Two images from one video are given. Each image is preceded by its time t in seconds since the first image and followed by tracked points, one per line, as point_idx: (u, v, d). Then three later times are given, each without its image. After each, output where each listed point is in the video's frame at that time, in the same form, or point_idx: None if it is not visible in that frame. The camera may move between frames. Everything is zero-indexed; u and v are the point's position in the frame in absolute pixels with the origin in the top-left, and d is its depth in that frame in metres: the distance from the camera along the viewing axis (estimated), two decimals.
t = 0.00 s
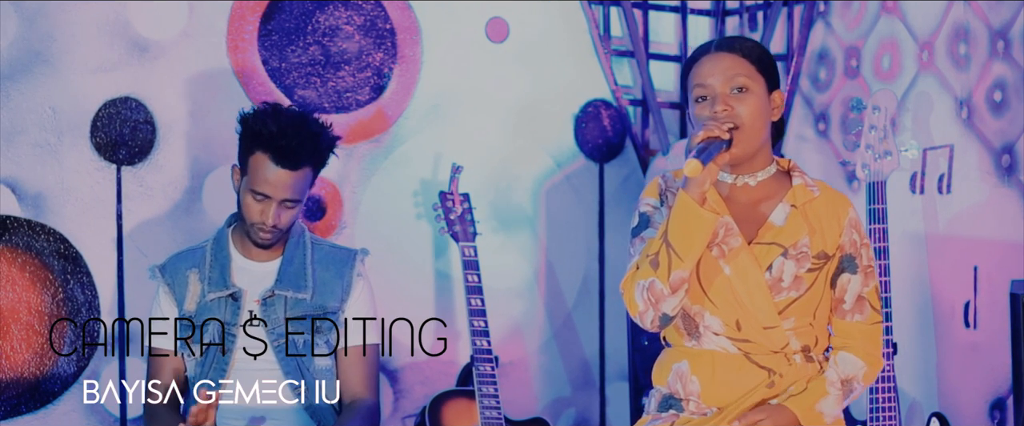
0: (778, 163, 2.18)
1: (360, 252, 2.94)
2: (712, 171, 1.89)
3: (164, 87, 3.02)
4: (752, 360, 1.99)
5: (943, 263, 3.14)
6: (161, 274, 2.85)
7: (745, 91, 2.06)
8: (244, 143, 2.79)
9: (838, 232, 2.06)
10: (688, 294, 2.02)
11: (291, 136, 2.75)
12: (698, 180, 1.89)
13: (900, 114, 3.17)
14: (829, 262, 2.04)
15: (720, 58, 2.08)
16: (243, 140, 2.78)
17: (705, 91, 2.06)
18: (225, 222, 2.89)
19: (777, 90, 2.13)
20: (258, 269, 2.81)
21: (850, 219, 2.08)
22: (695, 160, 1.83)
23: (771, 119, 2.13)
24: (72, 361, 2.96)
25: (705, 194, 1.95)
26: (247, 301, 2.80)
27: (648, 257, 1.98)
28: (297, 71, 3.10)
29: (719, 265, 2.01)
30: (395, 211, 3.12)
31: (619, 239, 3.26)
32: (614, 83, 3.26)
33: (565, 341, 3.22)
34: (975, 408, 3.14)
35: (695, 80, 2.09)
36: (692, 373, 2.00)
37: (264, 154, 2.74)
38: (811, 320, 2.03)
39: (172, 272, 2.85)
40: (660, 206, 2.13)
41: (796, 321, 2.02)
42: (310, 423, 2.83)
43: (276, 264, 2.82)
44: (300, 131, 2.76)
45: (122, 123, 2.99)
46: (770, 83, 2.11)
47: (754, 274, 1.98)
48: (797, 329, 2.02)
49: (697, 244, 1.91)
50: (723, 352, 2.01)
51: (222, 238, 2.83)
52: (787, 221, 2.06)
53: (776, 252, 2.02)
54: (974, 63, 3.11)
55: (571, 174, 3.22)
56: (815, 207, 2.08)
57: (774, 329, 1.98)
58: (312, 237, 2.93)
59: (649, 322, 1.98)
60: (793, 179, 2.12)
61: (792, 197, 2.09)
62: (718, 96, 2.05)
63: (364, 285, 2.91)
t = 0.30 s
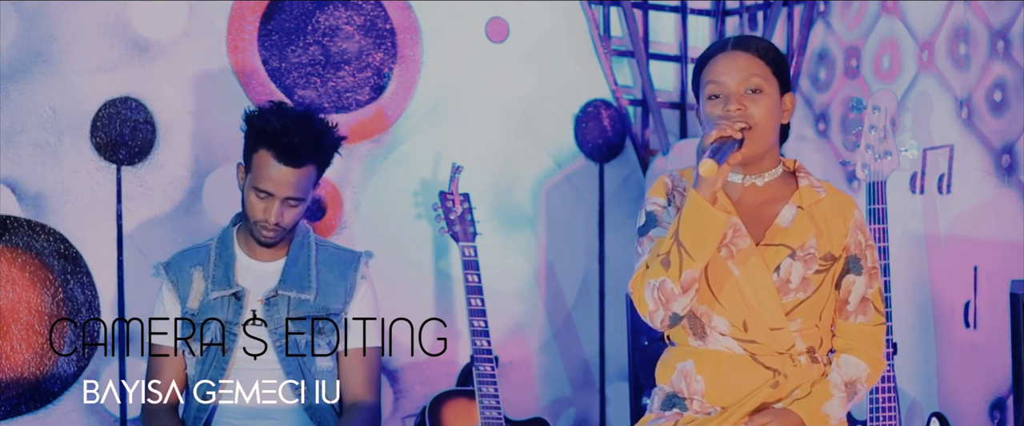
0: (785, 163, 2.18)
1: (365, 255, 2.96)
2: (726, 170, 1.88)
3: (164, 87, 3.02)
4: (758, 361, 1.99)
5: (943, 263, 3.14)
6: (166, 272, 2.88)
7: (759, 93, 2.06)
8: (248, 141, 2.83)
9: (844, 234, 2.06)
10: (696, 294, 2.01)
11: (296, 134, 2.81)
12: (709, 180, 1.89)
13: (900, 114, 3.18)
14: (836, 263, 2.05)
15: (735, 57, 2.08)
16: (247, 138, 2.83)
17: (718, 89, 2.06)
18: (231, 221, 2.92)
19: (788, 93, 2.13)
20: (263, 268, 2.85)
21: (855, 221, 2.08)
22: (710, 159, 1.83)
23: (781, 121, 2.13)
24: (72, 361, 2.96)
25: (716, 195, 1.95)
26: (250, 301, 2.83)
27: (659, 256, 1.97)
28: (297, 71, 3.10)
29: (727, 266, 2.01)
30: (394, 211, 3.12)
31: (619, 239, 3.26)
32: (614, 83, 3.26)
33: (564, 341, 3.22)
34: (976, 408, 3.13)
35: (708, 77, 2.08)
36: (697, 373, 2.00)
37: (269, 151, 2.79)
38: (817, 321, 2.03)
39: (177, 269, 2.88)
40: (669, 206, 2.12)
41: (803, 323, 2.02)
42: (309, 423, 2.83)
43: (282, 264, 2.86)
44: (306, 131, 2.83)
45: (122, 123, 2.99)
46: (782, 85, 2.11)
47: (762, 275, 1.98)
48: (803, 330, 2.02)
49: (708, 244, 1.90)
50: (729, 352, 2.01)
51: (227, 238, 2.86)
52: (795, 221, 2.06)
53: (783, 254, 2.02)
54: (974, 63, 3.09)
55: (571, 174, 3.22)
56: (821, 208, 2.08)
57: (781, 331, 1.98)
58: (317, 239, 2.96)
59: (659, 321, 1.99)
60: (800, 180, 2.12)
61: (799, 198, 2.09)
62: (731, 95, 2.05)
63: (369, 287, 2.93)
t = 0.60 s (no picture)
0: (786, 164, 2.18)
1: (369, 257, 2.96)
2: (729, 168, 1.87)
3: (163, 87, 3.02)
4: (759, 360, 1.99)
5: (942, 263, 3.14)
6: (169, 270, 2.89)
7: (763, 94, 2.06)
8: (254, 140, 2.85)
9: (846, 233, 2.06)
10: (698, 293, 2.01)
11: (299, 131, 2.82)
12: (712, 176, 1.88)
13: (900, 114, 3.19)
14: (837, 262, 2.04)
15: (739, 58, 2.08)
16: (253, 136, 2.85)
17: (722, 89, 2.06)
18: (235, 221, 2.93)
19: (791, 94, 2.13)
20: (266, 268, 2.85)
21: (856, 220, 2.08)
22: (713, 154, 1.81)
23: (783, 122, 2.12)
24: (72, 361, 2.97)
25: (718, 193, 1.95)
26: (253, 299, 2.83)
27: (660, 253, 1.96)
28: (297, 71, 3.10)
29: (728, 265, 2.01)
30: (394, 211, 3.12)
31: (619, 239, 3.26)
32: (614, 83, 3.26)
33: (564, 341, 3.22)
34: (976, 409, 3.13)
35: (712, 77, 2.08)
36: (698, 372, 2.00)
37: (274, 149, 2.81)
38: (818, 321, 2.03)
39: (180, 267, 2.88)
40: (670, 204, 2.12)
41: (804, 322, 2.02)
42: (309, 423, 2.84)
43: (284, 263, 2.85)
44: (310, 127, 2.83)
45: (122, 123, 2.99)
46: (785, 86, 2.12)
47: (763, 275, 1.98)
48: (804, 330, 2.02)
49: (709, 242, 1.91)
50: (730, 352, 2.01)
51: (231, 237, 2.86)
52: (796, 221, 2.06)
53: (785, 253, 2.02)
54: (974, 63, 3.08)
55: (571, 174, 3.22)
56: (823, 207, 2.08)
57: (782, 330, 1.97)
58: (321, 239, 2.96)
59: (660, 318, 1.98)
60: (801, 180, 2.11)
61: (800, 198, 2.09)
62: (735, 96, 2.05)
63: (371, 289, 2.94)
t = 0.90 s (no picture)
0: (780, 164, 2.19)
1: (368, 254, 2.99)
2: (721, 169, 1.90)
3: (163, 87, 3.02)
4: (756, 360, 2.00)
5: (943, 263, 3.13)
6: (170, 269, 2.92)
7: (756, 93, 2.07)
8: (248, 136, 2.89)
9: (841, 232, 2.06)
10: (693, 295, 2.02)
11: (293, 120, 2.86)
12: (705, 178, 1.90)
13: (900, 114, 3.18)
14: (833, 262, 2.04)
15: (733, 58, 2.09)
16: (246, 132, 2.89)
17: (715, 89, 2.07)
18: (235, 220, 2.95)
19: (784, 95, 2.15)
20: (266, 266, 2.88)
21: (851, 219, 2.08)
22: (701, 160, 1.79)
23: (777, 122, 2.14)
24: (71, 361, 2.96)
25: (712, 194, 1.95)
26: (253, 297, 2.86)
27: (654, 256, 1.97)
28: (297, 71, 3.10)
29: (723, 267, 2.02)
30: (394, 211, 3.12)
31: (619, 239, 3.26)
32: (614, 83, 3.26)
33: (564, 341, 3.22)
34: (976, 409, 3.13)
35: (706, 77, 2.10)
36: (696, 373, 2.01)
37: (268, 141, 2.85)
38: (814, 321, 2.03)
39: (181, 266, 2.91)
40: (664, 207, 2.14)
41: (801, 322, 2.02)
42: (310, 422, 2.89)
43: (284, 261, 2.89)
44: (304, 116, 2.87)
45: (122, 123, 2.99)
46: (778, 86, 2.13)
47: (758, 275, 1.98)
48: (801, 330, 2.02)
49: (703, 243, 1.91)
50: (727, 353, 2.02)
51: (231, 236, 2.89)
52: (791, 220, 2.06)
53: (780, 253, 2.02)
54: (974, 63, 3.10)
55: (571, 174, 3.22)
56: (817, 206, 2.08)
57: (778, 330, 1.98)
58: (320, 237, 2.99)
59: (655, 320, 1.99)
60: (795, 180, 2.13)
61: (795, 198, 2.09)
62: (728, 95, 2.06)
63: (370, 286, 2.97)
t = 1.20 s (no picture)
0: (766, 163, 2.21)
1: (360, 251, 3.07)
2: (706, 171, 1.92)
3: (163, 87, 3.02)
4: (750, 361, 2.02)
5: (943, 263, 3.14)
6: (162, 270, 2.98)
7: (739, 93, 2.10)
8: (241, 129, 2.93)
9: (829, 229, 2.09)
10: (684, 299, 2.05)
11: (285, 118, 2.89)
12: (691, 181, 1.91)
13: (900, 113, 3.17)
14: (822, 259, 2.07)
15: (714, 59, 2.13)
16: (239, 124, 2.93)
17: (698, 90, 2.11)
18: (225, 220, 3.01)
19: (768, 95, 2.17)
20: (258, 264, 2.94)
21: (839, 216, 2.11)
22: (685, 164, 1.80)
23: (763, 122, 2.18)
24: (72, 361, 2.96)
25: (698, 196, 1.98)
26: (244, 296, 2.92)
27: (644, 261, 2.01)
28: (297, 71, 3.10)
29: (713, 269, 2.04)
30: (394, 211, 3.12)
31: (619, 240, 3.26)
32: (614, 83, 3.26)
33: (565, 341, 3.22)
34: (976, 409, 3.14)
35: (689, 79, 2.13)
36: (691, 375, 2.04)
37: (259, 137, 2.88)
38: (806, 319, 2.06)
39: (172, 267, 2.97)
40: (651, 211, 2.18)
41: (792, 321, 2.04)
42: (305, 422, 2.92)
43: (275, 259, 2.94)
44: (296, 114, 2.91)
45: (122, 123, 2.99)
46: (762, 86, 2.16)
47: (747, 276, 2.01)
48: (793, 329, 2.04)
49: (692, 246, 1.93)
50: (721, 354, 2.04)
51: (222, 235, 2.96)
52: (779, 220, 2.09)
53: (768, 253, 2.05)
54: (974, 63, 3.14)
55: (571, 175, 3.22)
56: (805, 204, 2.11)
57: (770, 330, 2.00)
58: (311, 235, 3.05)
59: (647, 325, 2.02)
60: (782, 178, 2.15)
61: (782, 197, 2.12)
62: (711, 96, 2.10)
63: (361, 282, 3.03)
